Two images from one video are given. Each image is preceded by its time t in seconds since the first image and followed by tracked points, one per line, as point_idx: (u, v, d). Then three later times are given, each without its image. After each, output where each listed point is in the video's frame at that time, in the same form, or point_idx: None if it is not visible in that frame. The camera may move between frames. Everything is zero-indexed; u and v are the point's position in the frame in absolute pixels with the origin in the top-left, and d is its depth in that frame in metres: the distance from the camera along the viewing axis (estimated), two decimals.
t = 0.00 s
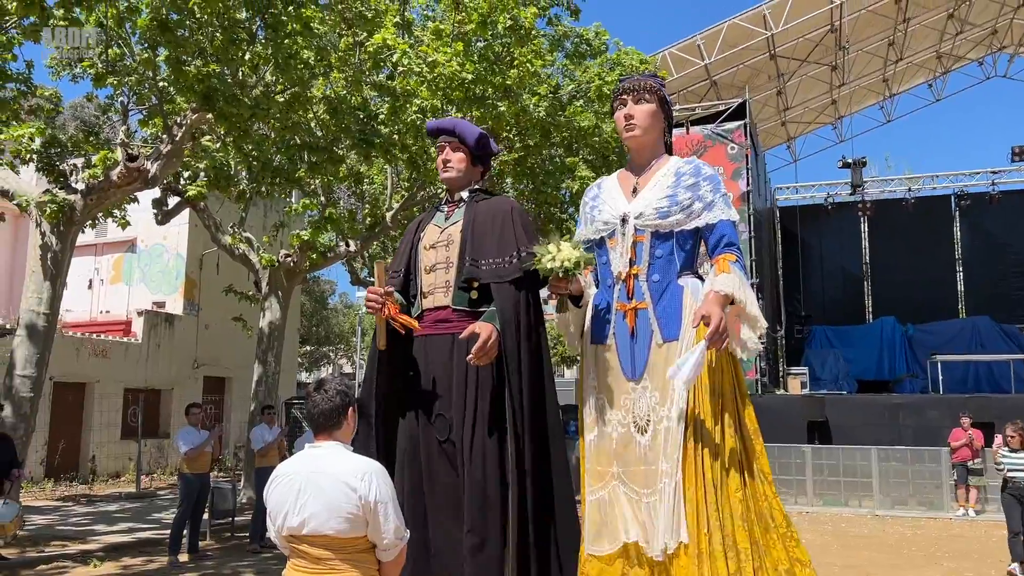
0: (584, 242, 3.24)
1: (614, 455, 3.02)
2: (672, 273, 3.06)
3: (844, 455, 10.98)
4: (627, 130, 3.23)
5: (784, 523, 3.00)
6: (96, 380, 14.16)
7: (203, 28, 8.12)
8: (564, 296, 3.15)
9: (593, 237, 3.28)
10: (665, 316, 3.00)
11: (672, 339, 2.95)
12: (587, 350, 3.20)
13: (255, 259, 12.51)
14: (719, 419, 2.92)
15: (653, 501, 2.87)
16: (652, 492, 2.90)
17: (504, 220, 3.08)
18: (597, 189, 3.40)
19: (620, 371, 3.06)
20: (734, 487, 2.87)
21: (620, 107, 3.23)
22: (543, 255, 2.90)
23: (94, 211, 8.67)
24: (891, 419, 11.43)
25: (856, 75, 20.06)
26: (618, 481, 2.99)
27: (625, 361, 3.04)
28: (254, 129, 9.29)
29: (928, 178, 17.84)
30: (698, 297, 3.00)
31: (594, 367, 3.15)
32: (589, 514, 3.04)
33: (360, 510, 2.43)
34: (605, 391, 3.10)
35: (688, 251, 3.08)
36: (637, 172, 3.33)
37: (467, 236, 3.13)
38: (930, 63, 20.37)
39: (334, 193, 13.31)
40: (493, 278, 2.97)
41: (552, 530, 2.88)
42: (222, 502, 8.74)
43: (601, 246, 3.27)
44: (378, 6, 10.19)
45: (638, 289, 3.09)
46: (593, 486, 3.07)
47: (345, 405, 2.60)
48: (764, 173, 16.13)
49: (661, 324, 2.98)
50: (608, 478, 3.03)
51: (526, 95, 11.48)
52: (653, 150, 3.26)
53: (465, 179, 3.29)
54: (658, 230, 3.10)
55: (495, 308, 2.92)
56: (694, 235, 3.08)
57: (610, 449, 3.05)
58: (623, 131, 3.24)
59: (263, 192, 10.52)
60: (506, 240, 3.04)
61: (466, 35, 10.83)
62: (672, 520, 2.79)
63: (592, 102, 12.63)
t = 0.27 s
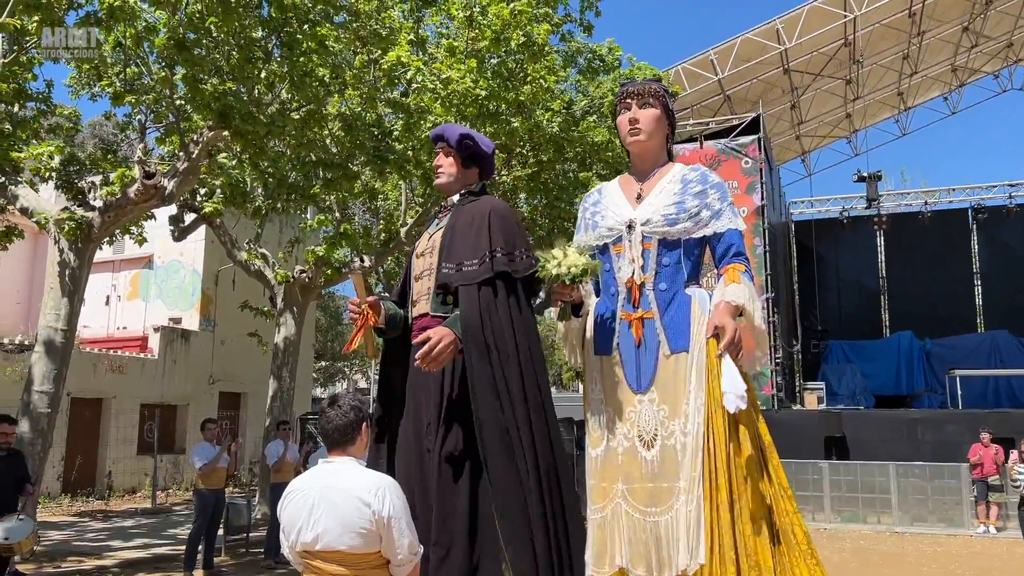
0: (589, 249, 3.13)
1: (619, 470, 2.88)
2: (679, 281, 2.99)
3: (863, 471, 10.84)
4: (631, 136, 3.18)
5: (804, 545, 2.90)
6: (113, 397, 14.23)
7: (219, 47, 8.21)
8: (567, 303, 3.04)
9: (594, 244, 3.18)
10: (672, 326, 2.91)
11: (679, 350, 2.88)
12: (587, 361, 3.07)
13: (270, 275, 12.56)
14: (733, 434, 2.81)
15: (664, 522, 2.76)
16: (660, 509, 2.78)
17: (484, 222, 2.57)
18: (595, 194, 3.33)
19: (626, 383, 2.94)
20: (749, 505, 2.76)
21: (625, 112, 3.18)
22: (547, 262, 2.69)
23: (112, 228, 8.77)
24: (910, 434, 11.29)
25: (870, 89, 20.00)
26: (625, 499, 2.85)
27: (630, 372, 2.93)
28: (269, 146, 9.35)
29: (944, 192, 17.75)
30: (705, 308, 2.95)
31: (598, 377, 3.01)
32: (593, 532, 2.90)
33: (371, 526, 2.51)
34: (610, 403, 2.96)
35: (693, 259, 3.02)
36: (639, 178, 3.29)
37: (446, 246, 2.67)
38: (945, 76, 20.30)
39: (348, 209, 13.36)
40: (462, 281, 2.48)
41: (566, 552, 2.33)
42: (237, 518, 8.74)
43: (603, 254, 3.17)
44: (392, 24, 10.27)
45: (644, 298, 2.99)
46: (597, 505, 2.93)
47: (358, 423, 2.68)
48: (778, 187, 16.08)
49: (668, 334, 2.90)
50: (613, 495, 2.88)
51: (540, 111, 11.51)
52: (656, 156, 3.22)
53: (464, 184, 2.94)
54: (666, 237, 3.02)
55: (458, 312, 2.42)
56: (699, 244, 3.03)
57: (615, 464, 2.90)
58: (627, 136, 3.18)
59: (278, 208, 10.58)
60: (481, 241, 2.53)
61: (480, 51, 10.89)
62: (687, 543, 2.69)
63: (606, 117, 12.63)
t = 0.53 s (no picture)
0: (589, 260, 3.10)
1: (605, 491, 2.87)
2: (679, 301, 2.98)
3: (878, 486, 10.73)
4: (637, 147, 3.15)
5: None
6: (127, 412, 14.30)
7: (234, 64, 8.30)
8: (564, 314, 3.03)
9: (594, 254, 3.16)
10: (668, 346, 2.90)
11: (676, 370, 2.86)
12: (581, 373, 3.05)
13: (284, 291, 12.60)
14: (726, 462, 2.78)
15: (648, 546, 2.73)
16: (645, 534, 2.76)
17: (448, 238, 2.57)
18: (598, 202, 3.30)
19: (619, 400, 2.92)
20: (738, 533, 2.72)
21: (633, 123, 3.15)
22: (548, 270, 2.87)
23: (127, 244, 8.83)
24: (926, 449, 11.17)
25: (883, 102, 19.97)
26: (609, 521, 2.82)
27: (623, 388, 2.91)
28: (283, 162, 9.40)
29: (958, 205, 17.67)
30: (706, 328, 2.91)
31: (587, 391, 3.01)
32: (573, 554, 2.86)
33: (387, 538, 2.46)
34: (601, 420, 2.94)
35: (693, 277, 3.00)
36: (642, 191, 3.26)
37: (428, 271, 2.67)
38: (958, 89, 20.26)
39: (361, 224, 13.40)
40: (423, 297, 2.51)
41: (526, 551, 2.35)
42: (250, 533, 8.73)
43: (603, 265, 3.15)
44: (405, 41, 10.34)
45: (642, 314, 2.98)
46: (578, 527, 2.89)
47: (372, 437, 2.66)
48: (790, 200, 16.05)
49: (666, 353, 2.89)
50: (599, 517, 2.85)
51: (551, 126, 11.53)
52: (661, 171, 3.19)
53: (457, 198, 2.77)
54: (669, 253, 2.98)
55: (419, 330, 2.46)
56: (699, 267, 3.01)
57: (601, 486, 2.88)
58: (632, 147, 3.15)
59: (291, 224, 10.64)
60: (445, 258, 2.52)
61: (492, 67, 10.93)
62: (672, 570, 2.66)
63: (617, 131, 12.65)
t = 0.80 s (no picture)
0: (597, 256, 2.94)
1: (600, 495, 2.69)
2: (688, 303, 2.87)
3: (892, 502, 10.65)
4: (643, 145, 3.01)
5: None
6: (138, 426, 14.34)
7: (246, 80, 8.37)
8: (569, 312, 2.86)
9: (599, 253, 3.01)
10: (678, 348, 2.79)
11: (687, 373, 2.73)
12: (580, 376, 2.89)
13: (294, 305, 12.65)
14: (728, 474, 2.64)
15: (642, 554, 2.57)
16: (640, 544, 2.58)
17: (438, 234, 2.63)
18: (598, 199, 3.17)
19: (622, 401, 2.76)
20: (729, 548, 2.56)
21: (639, 120, 3.03)
22: (562, 265, 2.73)
23: (139, 259, 8.89)
24: (940, 464, 11.06)
25: (893, 115, 19.94)
26: (602, 526, 2.64)
27: (633, 389, 2.75)
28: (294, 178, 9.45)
29: (969, 218, 17.59)
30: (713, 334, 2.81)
31: (591, 392, 2.83)
32: (559, 562, 2.63)
33: (401, 553, 2.38)
34: (599, 419, 2.79)
35: (699, 280, 2.91)
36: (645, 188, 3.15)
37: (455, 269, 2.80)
38: (968, 102, 20.22)
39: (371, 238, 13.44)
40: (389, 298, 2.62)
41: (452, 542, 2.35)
42: (260, 548, 8.73)
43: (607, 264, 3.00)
44: (415, 57, 10.41)
45: (651, 315, 2.84)
46: (568, 529, 2.68)
47: (383, 450, 2.51)
48: (801, 213, 16.01)
49: (676, 356, 2.76)
50: (591, 522, 2.66)
51: (560, 140, 11.57)
52: (666, 170, 3.07)
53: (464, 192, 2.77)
54: (679, 254, 2.88)
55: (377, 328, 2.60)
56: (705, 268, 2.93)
57: (596, 490, 2.70)
58: (638, 144, 3.01)
59: (301, 239, 10.69)
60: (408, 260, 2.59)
61: (501, 82, 11.00)
62: None
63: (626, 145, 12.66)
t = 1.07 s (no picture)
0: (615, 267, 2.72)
1: (621, 522, 2.54)
2: (701, 321, 2.79)
3: (904, 514, 10.54)
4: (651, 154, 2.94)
5: None
6: (146, 438, 14.35)
7: (254, 94, 8.42)
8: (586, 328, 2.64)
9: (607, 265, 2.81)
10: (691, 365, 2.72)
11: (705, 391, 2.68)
12: (588, 394, 2.72)
13: (302, 317, 12.65)
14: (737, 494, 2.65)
15: None
16: (658, 569, 2.51)
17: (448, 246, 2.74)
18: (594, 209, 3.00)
19: (641, 423, 2.63)
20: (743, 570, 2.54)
21: (648, 130, 2.96)
22: (588, 277, 2.47)
23: (148, 272, 8.92)
24: (951, 476, 11.01)
25: (900, 126, 19.92)
26: (620, 553, 2.52)
27: (652, 411, 2.62)
28: (302, 190, 9.48)
29: (979, 228, 17.52)
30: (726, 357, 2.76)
31: (605, 413, 2.67)
32: None
33: (408, 568, 2.32)
34: (620, 442, 2.63)
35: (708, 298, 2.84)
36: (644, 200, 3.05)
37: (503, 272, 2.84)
38: (976, 112, 20.18)
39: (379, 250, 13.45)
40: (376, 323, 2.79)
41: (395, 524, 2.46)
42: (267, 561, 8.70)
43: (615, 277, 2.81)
44: (422, 69, 10.45)
45: (668, 333, 2.72)
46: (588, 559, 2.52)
47: (390, 466, 2.34)
48: (809, 224, 15.97)
49: (695, 373, 2.67)
50: (611, 550, 2.52)
51: (568, 151, 11.57)
52: (671, 183, 2.97)
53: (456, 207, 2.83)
54: (695, 270, 2.77)
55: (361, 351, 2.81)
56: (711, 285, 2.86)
57: (615, 515, 2.55)
58: (647, 153, 2.93)
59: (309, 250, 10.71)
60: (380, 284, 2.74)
61: (508, 94, 11.02)
62: None
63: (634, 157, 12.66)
